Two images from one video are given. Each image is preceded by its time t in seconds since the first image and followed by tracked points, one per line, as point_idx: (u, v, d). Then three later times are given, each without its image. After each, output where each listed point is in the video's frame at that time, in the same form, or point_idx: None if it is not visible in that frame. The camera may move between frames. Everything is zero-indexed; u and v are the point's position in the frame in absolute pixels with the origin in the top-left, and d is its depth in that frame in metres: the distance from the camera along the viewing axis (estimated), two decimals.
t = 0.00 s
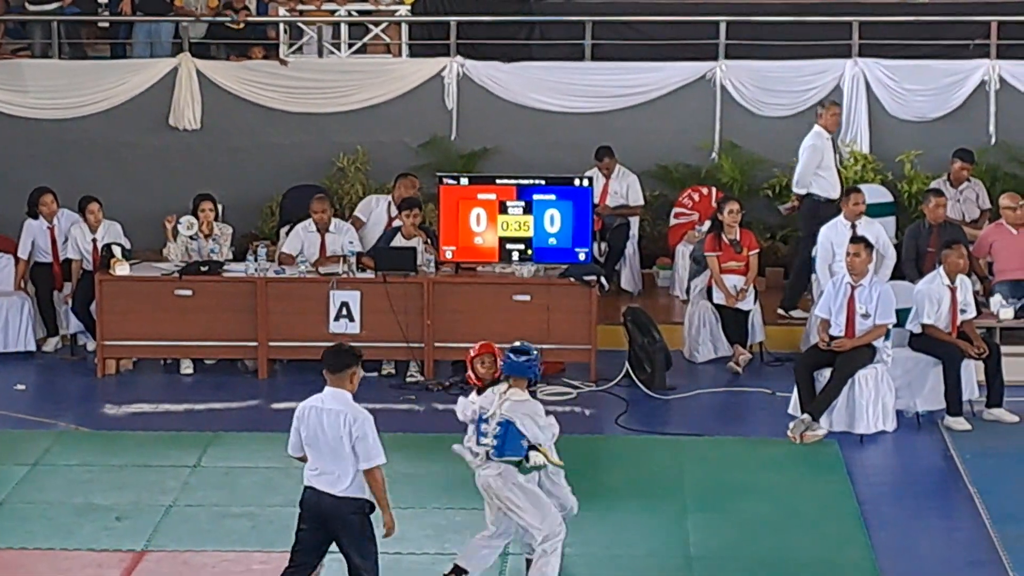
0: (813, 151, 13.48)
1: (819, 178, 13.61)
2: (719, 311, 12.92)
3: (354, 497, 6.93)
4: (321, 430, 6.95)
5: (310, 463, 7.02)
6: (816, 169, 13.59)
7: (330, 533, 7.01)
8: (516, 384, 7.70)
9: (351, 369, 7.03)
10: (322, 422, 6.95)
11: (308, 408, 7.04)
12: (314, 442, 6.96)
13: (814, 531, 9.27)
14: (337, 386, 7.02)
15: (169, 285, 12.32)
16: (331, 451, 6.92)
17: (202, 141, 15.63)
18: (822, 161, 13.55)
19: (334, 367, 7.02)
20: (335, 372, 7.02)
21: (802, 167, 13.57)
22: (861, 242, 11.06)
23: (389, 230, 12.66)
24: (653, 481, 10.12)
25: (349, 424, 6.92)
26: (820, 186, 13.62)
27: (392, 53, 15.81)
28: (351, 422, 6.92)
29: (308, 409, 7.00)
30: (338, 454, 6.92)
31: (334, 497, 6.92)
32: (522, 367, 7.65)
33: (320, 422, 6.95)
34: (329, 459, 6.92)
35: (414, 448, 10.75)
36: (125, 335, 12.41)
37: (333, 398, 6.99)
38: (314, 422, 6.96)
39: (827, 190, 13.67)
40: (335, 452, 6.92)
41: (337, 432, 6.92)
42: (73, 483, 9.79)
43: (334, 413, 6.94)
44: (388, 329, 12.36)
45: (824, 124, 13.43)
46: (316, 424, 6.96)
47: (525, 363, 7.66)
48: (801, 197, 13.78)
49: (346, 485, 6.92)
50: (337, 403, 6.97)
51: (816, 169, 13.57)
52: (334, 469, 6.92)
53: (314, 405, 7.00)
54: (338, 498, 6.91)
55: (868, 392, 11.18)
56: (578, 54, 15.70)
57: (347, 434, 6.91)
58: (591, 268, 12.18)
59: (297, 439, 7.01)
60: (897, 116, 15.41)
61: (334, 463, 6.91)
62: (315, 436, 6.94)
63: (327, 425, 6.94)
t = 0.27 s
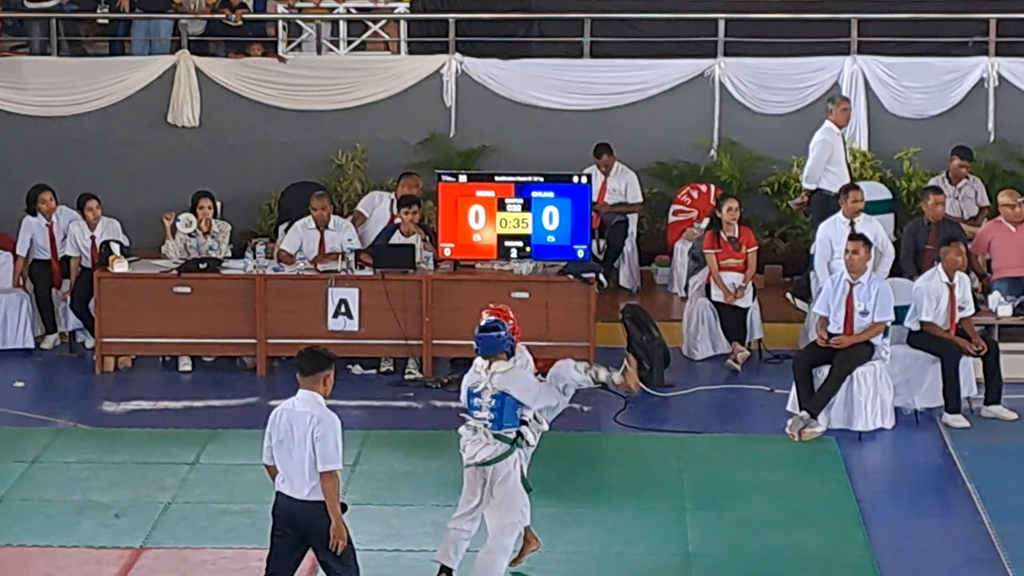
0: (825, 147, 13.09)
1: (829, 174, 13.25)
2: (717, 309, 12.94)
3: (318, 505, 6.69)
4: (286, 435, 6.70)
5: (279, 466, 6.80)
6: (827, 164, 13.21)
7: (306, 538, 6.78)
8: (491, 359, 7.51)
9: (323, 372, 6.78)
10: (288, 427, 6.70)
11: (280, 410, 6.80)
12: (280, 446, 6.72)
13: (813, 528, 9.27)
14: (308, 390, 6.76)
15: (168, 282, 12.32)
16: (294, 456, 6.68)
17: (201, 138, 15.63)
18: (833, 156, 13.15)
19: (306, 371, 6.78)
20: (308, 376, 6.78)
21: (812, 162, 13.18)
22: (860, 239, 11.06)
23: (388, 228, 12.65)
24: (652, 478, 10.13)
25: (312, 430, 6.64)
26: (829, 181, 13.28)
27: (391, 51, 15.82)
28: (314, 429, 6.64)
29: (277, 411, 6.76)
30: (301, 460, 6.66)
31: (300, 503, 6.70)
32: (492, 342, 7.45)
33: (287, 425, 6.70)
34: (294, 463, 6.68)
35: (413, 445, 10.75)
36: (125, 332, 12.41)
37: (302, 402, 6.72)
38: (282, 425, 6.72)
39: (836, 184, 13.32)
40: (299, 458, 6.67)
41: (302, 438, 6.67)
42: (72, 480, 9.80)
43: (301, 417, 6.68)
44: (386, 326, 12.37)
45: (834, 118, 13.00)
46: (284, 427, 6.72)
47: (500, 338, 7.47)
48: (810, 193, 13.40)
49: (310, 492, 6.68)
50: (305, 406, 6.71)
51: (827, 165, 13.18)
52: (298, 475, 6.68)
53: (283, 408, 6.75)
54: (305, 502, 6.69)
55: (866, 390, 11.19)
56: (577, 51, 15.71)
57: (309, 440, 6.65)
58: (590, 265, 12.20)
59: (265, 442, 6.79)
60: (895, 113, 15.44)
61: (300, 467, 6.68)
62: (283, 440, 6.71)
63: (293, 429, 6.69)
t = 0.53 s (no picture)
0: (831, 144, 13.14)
1: (836, 170, 13.28)
2: (717, 305, 12.94)
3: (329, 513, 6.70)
4: (293, 446, 6.68)
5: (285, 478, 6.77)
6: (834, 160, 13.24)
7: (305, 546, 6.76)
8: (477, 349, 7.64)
9: (322, 381, 6.75)
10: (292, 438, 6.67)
11: (280, 421, 6.75)
12: (287, 457, 6.70)
13: (812, 525, 9.27)
14: (310, 401, 6.72)
15: (167, 279, 12.31)
16: (305, 467, 6.68)
17: (200, 135, 15.62)
18: (840, 153, 13.19)
19: (303, 381, 6.74)
20: (305, 386, 6.74)
21: (820, 158, 13.23)
22: (859, 236, 11.07)
23: (387, 225, 12.61)
24: (652, 474, 10.13)
25: (321, 440, 6.64)
26: (836, 178, 13.30)
27: (390, 47, 15.81)
28: (323, 438, 6.64)
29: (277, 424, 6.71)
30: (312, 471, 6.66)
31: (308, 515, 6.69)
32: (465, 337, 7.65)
33: (291, 437, 6.67)
34: (304, 475, 6.67)
35: (413, 442, 10.75)
36: (124, 329, 12.41)
37: (303, 413, 6.69)
38: (286, 438, 6.67)
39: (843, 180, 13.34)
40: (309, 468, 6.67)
41: (309, 449, 6.66)
42: (72, 477, 9.79)
43: (307, 431, 6.65)
44: (385, 323, 12.38)
45: (842, 116, 13.04)
46: (289, 440, 6.68)
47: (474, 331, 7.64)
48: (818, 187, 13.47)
49: (322, 501, 6.68)
50: (310, 418, 6.67)
51: (833, 161, 13.22)
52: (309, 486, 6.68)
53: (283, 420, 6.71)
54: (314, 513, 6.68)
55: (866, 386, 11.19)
56: (576, 48, 15.71)
57: (318, 450, 6.64)
58: (589, 262, 12.17)
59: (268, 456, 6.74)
60: (894, 109, 15.41)
61: (310, 480, 6.67)
62: (289, 453, 6.68)
63: (299, 440, 6.66)
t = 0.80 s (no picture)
0: (843, 129, 12.96)
1: (847, 157, 13.11)
2: (717, 289, 12.93)
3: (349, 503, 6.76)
4: (321, 433, 6.76)
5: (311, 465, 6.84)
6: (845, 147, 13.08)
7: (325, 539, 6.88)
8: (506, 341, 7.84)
9: (354, 370, 6.88)
10: (322, 425, 6.75)
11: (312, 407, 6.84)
12: (315, 444, 6.77)
13: (812, 509, 9.28)
14: (341, 389, 6.82)
15: (167, 262, 12.32)
16: (331, 454, 6.74)
17: (200, 119, 15.61)
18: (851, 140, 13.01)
19: (334, 368, 6.85)
20: (338, 374, 6.86)
21: (831, 144, 13.04)
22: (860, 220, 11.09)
23: (388, 209, 12.60)
24: (651, 458, 10.14)
25: (350, 427, 6.72)
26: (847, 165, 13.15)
27: (390, 31, 15.78)
28: (352, 425, 6.71)
29: (310, 410, 6.80)
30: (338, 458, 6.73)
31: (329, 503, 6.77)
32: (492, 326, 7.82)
33: (321, 424, 6.76)
34: (330, 461, 6.75)
35: (413, 426, 10.76)
36: (124, 313, 12.41)
37: (335, 400, 6.79)
38: (315, 424, 6.76)
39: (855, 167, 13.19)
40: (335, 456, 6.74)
41: (337, 436, 6.73)
42: (72, 461, 9.80)
43: (337, 418, 6.74)
44: (386, 307, 12.38)
45: (855, 102, 12.88)
46: (319, 426, 6.77)
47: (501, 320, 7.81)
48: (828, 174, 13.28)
49: (345, 490, 6.74)
50: (340, 405, 6.77)
51: (845, 147, 13.05)
52: (333, 474, 6.74)
53: (316, 406, 6.80)
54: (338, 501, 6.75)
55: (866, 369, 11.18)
56: (577, 31, 15.68)
57: (347, 437, 6.72)
58: (590, 246, 12.14)
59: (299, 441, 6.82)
60: (895, 93, 15.32)
61: (336, 467, 6.74)
62: (317, 439, 6.76)
63: (328, 426, 6.74)
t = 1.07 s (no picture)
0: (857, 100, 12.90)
1: (862, 127, 13.07)
2: (719, 258, 12.92)
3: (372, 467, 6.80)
4: (352, 395, 6.80)
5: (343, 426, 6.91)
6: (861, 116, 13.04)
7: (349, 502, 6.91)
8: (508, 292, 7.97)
9: (392, 334, 6.86)
10: (353, 388, 6.79)
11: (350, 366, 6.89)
12: (346, 405, 6.83)
13: (811, 476, 9.31)
14: (376, 351, 6.84)
15: (168, 230, 12.32)
16: (359, 417, 6.79)
17: (201, 86, 15.59)
18: (866, 109, 13.00)
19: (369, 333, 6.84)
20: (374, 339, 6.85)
21: (847, 115, 13.01)
22: (861, 188, 11.05)
23: (389, 178, 12.60)
24: (651, 426, 10.17)
25: (379, 393, 6.73)
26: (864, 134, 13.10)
27: None
28: (381, 392, 6.73)
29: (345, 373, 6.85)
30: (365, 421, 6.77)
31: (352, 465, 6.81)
32: (497, 270, 7.99)
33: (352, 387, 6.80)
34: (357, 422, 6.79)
35: (413, 393, 10.78)
36: (125, 281, 12.42)
37: (367, 365, 6.80)
38: (348, 384, 6.81)
39: (872, 136, 13.14)
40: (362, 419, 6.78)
41: (366, 399, 6.76)
42: (73, 428, 9.83)
43: (368, 379, 6.77)
44: (387, 274, 12.38)
45: (869, 71, 12.91)
46: (351, 386, 6.81)
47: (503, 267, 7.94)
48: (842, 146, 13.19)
49: (368, 452, 6.78)
50: (373, 367, 6.79)
51: (860, 116, 13.01)
52: (358, 436, 6.79)
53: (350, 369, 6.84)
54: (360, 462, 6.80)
55: (867, 337, 11.20)
56: None
57: (374, 402, 6.74)
58: (591, 214, 12.18)
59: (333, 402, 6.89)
60: (897, 61, 15.17)
61: (362, 427, 6.78)
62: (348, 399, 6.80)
63: (359, 390, 6.78)
